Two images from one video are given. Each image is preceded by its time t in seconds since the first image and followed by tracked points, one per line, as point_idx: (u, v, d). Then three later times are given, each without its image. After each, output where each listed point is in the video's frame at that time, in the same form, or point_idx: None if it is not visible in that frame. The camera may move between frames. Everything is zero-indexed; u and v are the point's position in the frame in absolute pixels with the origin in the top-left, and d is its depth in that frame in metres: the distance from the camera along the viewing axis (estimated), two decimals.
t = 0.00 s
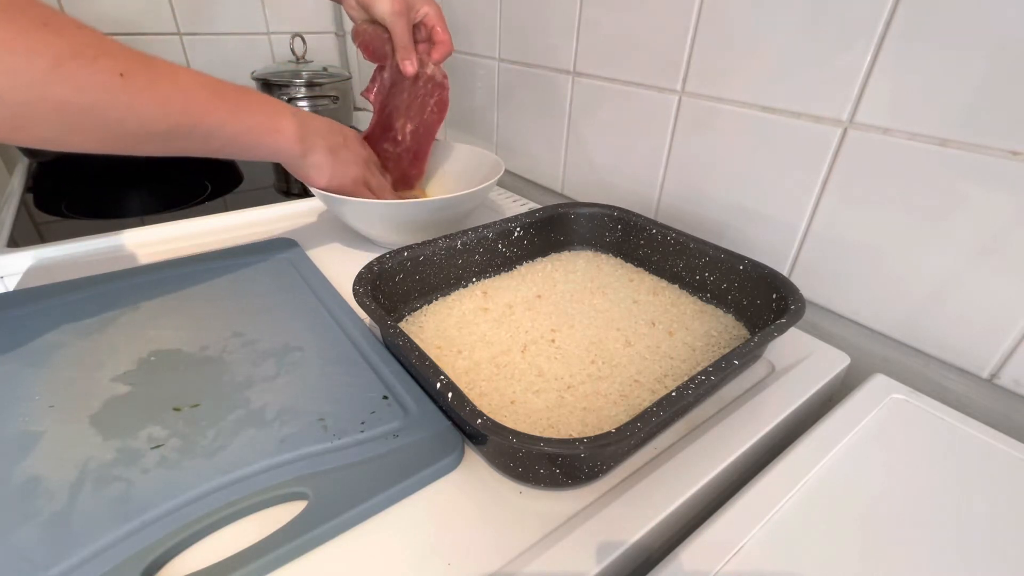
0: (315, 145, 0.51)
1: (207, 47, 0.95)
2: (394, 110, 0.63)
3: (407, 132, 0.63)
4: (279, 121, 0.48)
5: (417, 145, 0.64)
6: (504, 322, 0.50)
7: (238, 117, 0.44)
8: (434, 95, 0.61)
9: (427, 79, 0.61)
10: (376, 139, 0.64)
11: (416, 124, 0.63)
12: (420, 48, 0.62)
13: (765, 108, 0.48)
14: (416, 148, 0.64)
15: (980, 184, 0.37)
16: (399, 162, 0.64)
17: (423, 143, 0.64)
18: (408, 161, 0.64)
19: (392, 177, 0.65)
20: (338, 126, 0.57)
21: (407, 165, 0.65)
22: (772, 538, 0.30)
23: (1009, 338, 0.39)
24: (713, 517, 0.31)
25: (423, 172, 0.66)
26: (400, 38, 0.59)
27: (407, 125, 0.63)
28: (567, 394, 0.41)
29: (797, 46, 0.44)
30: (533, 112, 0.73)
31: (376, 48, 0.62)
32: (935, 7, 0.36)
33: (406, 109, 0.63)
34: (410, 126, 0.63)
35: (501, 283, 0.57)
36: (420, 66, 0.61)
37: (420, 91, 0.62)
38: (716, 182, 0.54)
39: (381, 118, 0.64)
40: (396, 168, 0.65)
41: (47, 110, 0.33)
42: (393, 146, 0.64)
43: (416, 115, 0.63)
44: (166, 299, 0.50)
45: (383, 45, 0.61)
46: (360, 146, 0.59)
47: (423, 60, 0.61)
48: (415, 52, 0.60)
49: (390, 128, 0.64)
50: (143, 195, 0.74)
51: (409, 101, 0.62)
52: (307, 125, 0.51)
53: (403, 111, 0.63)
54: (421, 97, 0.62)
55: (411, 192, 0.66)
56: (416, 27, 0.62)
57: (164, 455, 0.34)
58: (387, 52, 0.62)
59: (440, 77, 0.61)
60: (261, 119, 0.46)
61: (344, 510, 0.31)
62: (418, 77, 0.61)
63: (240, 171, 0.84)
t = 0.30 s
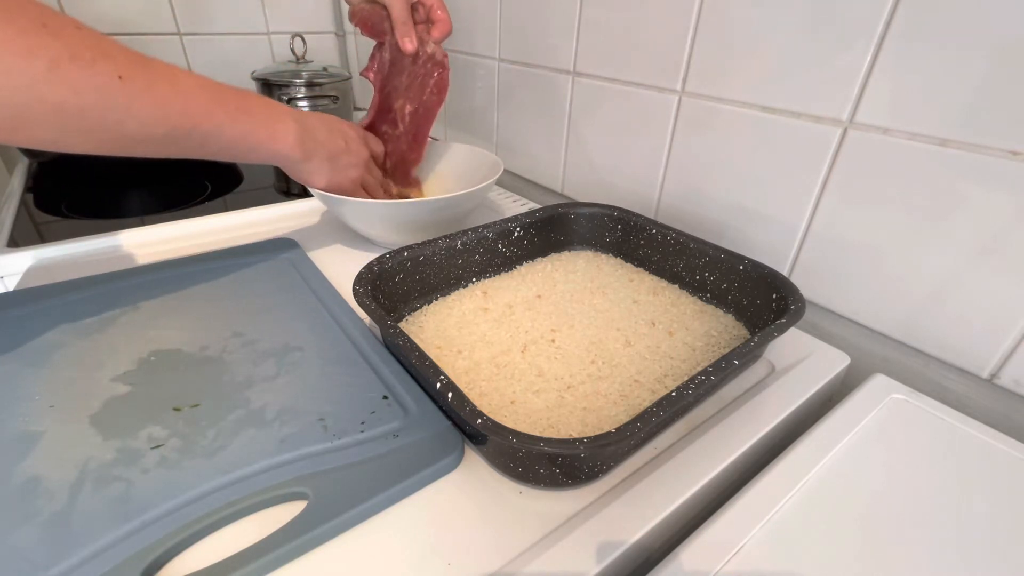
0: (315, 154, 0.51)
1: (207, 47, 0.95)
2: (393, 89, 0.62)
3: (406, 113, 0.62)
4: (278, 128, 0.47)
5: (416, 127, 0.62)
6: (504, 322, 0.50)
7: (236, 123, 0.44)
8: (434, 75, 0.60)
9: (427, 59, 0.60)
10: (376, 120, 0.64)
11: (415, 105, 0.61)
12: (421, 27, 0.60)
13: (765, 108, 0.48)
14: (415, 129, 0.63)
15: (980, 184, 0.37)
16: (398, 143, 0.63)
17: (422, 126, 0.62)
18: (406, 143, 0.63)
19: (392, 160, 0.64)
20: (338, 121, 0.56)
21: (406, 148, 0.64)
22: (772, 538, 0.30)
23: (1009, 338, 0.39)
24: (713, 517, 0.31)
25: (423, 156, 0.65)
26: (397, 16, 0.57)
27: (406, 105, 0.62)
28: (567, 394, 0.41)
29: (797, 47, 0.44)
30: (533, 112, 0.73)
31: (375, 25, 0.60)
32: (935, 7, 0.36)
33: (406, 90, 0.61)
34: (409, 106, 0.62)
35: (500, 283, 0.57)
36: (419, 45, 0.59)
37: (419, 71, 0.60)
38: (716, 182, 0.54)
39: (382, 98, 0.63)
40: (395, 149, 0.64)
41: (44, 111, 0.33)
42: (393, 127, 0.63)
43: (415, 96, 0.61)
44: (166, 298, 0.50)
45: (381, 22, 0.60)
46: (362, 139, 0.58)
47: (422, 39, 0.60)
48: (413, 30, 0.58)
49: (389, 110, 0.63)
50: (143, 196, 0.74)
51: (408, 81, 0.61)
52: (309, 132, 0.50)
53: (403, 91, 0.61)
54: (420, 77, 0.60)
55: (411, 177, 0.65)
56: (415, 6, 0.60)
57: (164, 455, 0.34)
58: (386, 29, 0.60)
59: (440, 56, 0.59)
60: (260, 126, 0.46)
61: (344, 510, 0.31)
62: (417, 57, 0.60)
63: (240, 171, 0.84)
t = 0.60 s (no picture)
0: (313, 157, 0.51)
1: (207, 47, 0.95)
2: (391, 68, 0.59)
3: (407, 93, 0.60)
4: (278, 132, 0.47)
5: (417, 107, 0.61)
6: (504, 322, 0.50)
7: (233, 128, 0.44)
8: (434, 51, 0.58)
9: (426, 35, 0.57)
10: (376, 100, 0.61)
11: (416, 84, 0.59)
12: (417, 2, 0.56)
13: (765, 108, 0.48)
14: (416, 108, 0.61)
15: (981, 184, 0.37)
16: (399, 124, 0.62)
17: (424, 105, 0.61)
18: (408, 124, 0.62)
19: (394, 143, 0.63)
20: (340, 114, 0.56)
21: (408, 128, 0.62)
22: (772, 538, 0.30)
23: (1009, 338, 0.39)
24: (713, 517, 0.31)
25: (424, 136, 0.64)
26: None
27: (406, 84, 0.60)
28: (567, 394, 0.41)
29: (797, 47, 0.44)
30: (533, 112, 0.73)
31: None
32: (935, 7, 0.36)
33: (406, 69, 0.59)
34: (411, 86, 0.60)
35: (501, 283, 0.57)
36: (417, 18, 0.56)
37: (419, 47, 0.58)
38: (716, 182, 0.54)
39: (380, 77, 0.60)
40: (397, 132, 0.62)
41: (38, 115, 0.34)
42: (393, 108, 0.61)
43: (416, 75, 0.59)
44: (166, 299, 0.50)
45: None
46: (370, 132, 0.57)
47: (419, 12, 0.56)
48: (410, 4, 0.55)
49: (389, 90, 0.60)
50: (143, 196, 0.74)
51: (407, 58, 0.58)
52: (309, 136, 0.50)
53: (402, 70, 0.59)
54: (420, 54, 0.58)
55: (412, 158, 0.65)
56: None
57: (164, 455, 0.34)
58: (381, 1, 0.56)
59: (439, 30, 0.56)
60: (258, 130, 0.46)
61: (344, 510, 0.31)
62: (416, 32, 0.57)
63: (240, 171, 0.84)
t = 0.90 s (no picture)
0: (307, 155, 0.51)
1: (207, 47, 0.95)
2: (393, 49, 0.58)
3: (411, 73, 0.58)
4: (272, 131, 0.47)
5: (424, 88, 0.58)
6: (504, 322, 0.50)
7: (225, 127, 0.44)
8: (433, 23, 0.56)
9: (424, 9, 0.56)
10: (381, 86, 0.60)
11: (420, 61, 0.57)
12: None
13: (765, 108, 0.48)
14: (424, 90, 0.58)
15: (981, 184, 0.37)
16: (409, 109, 0.60)
17: (429, 84, 0.58)
18: (416, 107, 0.59)
19: (407, 132, 0.61)
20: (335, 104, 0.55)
21: (417, 113, 0.60)
22: (772, 538, 0.30)
23: (1009, 338, 0.39)
24: (713, 517, 0.31)
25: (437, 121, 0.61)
26: None
27: (410, 64, 0.58)
28: (567, 394, 0.41)
29: (797, 47, 0.44)
30: (534, 112, 0.73)
31: None
32: (935, 7, 0.36)
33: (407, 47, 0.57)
34: (414, 64, 0.57)
35: (500, 283, 0.57)
36: None
37: (419, 21, 0.57)
38: (715, 182, 0.54)
39: (383, 60, 0.59)
40: (408, 118, 0.60)
41: (25, 118, 0.34)
42: (401, 91, 0.59)
43: (418, 52, 0.57)
44: (166, 299, 0.50)
45: None
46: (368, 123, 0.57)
47: None
48: None
49: (393, 72, 0.59)
50: (143, 195, 0.74)
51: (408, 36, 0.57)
52: (304, 133, 0.50)
53: (403, 49, 0.57)
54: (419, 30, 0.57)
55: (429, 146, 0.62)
56: None
57: (165, 455, 0.34)
58: None
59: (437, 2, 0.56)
60: (251, 130, 0.46)
61: (344, 510, 0.31)
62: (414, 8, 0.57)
63: (240, 171, 0.84)
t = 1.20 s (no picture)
0: (309, 155, 0.50)
1: (207, 47, 0.95)
2: (395, 40, 0.58)
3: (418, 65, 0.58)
4: (273, 129, 0.47)
5: (430, 77, 0.58)
6: (504, 322, 0.50)
7: (221, 124, 0.43)
8: (429, 11, 0.56)
9: None
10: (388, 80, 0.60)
11: (423, 50, 0.57)
12: None
13: (765, 108, 0.48)
14: (431, 78, 0.59)
15: (982, 184, 0.37)
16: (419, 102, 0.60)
17: (436, 72, 0.58)
18: (424, 97, 0.59)
19: (423, 128, 0.61)
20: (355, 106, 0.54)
21: (427, 104, 0.60)
22: (772, 538, 0.30)
23: (1009, 338, 0.39)
24: (713, 517, 0.31)
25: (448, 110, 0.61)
26: None
27: (414, 54, 0.58)
28: (567, 394, 0.41)
29: (797, 47, 0.44)
30: (534, 112, 0.73)
31: None
32: (934, 7, 0.36)
33: (408, 38, 0.57)
34: (418, 54, 0.58)
35: (501, 283, 0.57)
36: None
37: (416, 9, 0.57)
38: (715, 182, 0.54)
39: (387, 53, 0.59)
40: (419, 112, 0.60)
41: (14, 118, 0.34)
42: (408, 84, 0.59)
43: (421, 41, 0.57)
44: (166, 299, 0.50)
45: None
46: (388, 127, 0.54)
47: None
48: None
49: (399, 64, 0.59)
50: (143, 195, 0.74)
51: (409, 26, 0.57)
52: (309, 133, 0.49)
53: (405, 41, 0.58)
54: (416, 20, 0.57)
55: (443, 139, 0.62)
56: None
57: (165, 455, 0.34)
58: None
59: None
60: (250, 128, 0.45)
61: (343, 510, 0.31)
62: None
63: (240, 171, 0.84)
